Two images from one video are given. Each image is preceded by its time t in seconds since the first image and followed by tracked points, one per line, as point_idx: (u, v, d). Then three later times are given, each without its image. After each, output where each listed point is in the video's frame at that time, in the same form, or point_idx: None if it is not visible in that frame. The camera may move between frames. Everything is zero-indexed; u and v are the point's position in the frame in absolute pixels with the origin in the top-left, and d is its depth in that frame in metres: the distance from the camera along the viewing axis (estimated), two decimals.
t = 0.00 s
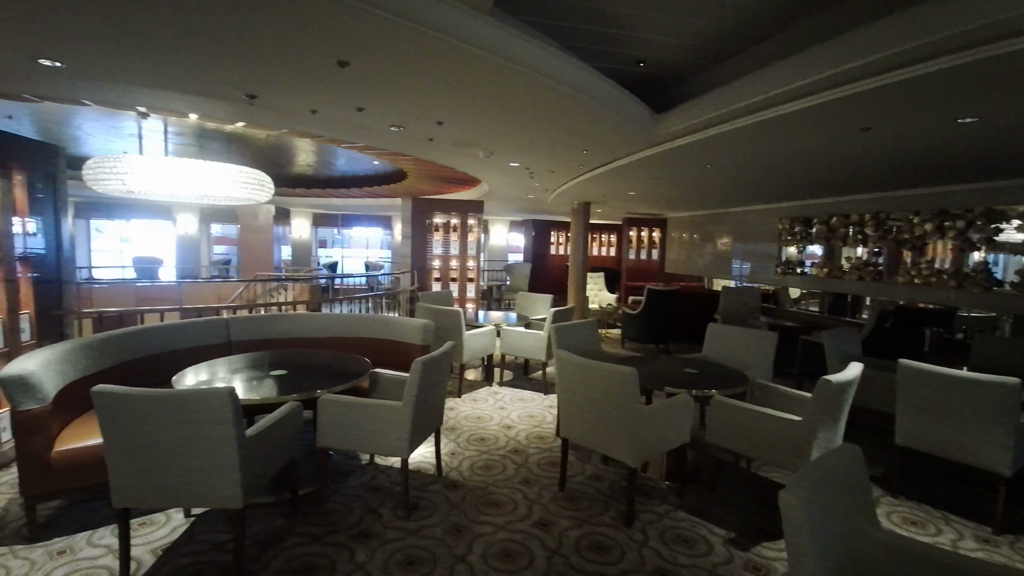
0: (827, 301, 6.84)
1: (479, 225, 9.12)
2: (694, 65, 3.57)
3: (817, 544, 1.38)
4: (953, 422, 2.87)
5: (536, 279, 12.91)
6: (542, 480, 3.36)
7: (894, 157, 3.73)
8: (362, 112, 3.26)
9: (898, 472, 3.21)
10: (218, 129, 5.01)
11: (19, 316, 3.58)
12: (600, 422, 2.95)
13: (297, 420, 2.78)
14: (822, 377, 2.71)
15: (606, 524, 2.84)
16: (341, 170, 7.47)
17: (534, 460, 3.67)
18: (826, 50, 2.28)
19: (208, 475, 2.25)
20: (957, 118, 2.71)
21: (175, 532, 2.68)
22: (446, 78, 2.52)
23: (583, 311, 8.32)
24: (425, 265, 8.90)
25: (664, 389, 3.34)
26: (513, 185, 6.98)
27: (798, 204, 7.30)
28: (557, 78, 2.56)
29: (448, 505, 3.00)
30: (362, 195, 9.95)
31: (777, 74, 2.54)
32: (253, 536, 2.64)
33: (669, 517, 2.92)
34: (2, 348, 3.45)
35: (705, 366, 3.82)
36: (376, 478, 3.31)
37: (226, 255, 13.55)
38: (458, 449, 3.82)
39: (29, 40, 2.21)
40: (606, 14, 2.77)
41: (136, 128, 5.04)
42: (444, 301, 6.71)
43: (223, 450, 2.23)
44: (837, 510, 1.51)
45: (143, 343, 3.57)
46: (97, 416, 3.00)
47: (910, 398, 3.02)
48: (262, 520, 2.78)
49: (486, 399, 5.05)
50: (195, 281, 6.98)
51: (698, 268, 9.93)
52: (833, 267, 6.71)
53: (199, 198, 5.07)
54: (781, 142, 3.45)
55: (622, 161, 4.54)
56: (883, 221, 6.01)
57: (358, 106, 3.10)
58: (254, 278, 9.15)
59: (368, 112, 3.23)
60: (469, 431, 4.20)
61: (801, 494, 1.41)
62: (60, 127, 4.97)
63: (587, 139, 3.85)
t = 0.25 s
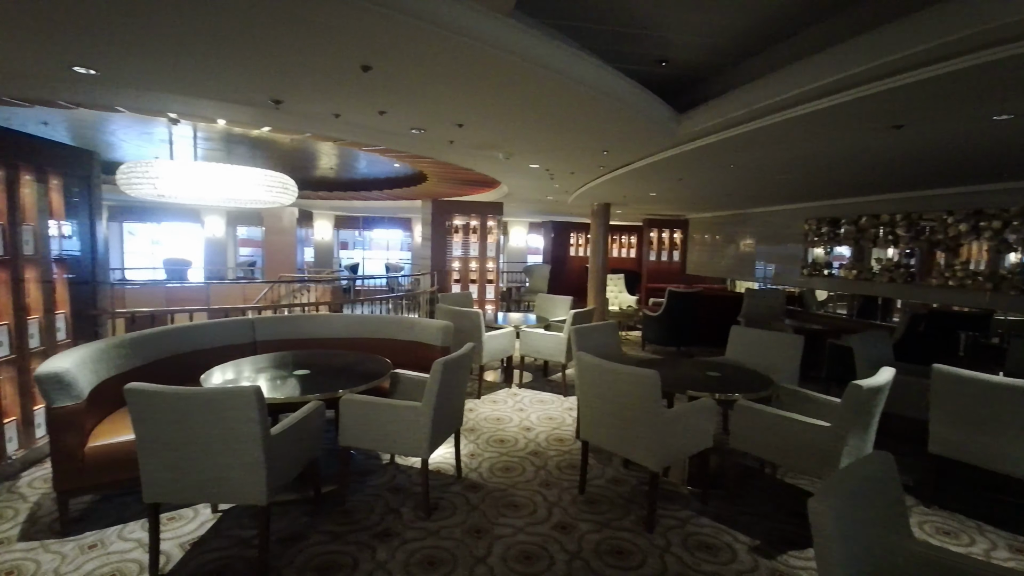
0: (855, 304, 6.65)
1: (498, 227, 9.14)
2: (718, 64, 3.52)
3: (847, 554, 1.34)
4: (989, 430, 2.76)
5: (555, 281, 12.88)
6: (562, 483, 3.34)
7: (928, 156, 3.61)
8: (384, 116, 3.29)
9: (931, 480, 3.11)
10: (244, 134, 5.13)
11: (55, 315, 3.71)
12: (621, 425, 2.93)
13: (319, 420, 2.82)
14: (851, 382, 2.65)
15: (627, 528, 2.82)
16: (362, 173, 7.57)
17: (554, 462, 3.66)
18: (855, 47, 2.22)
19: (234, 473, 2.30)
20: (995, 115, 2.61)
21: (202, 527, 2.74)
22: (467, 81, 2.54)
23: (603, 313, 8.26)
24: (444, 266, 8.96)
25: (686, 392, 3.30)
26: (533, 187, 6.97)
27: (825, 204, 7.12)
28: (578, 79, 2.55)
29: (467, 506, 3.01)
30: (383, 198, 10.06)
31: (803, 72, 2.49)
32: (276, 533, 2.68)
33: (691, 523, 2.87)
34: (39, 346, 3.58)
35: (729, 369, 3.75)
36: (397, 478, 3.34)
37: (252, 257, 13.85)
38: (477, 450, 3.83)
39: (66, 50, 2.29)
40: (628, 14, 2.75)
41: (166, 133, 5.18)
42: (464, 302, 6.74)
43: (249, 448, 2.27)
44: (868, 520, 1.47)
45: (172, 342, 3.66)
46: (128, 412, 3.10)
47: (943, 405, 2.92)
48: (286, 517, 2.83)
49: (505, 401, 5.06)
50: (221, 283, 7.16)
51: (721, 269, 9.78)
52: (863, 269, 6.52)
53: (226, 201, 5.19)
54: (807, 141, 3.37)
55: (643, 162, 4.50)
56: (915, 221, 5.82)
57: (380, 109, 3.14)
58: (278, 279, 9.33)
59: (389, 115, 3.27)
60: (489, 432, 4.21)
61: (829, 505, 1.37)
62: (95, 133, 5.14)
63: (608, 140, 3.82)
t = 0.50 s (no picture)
0: (893, 307, 6.41)
1: (522, 229, 9.15)
2: (747, 62, 3.44)
3: (887, 568, 1.28)
4: None
5: (579, 283, 12.83)
6: (587, 487, 3.31)
7: (971, 152, 3.46)
8: (409, 120, 3.34)
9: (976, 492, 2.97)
10: (275, 140, 5.26)
11: (98, 317, 3.87)
12: (648, 430, 2.88)
13: (347, 420, 2.86)
14: (891, 388, 2.55)
15: (653, 534, 2.77)
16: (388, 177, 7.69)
17: (578, 466, 3.63)
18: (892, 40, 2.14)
19: (266, 471, 2.35)
20: None
21: (235, 523, 2.82)
22: (492, 84, 2.55)
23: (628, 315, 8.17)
24: (469, 268, 9.01)
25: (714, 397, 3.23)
26: (557, 189, 6.95)
27: (861, 203, 6.88)
28: (603, 79, 2.53)
29: (492, 508, 3.01)
30: (409, 201, 10.19)
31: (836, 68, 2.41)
32: (305, 530, 2.74)
33: (720, 531, 2.81)
34: (83, 346, 3.74)
35: (759, 373, 3.66)
36: (422, 479, 3.37)
37: (282, 260, 14.22)
38: (502, 452, 3.83)
39: (108, 62, 2.39)
40: (654, 13, 2.72)
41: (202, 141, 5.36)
42: (488, 304, 6.77)
43: (280, 447, 2.33)
44: (909, 532, 1.41)
45: (207, 343, 3.78)
46: (166, 410, 3.21)
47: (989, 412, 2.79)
48: (315, 515, 2.89)
49: (529, 403, 5.05)
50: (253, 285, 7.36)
51: (750, 271, 9.57)
52: (903, 270, 6.28)
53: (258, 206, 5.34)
54: (841, 139, 3.27)
55: (670, 162, 4.43)
56: (957, 219, 5.56)
57: (406, 114, 3.18)
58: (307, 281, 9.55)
59: (415, 120, 3.31)
60: (513, 434, 4.21)
61: (866, 517, 1.32)
62: (134, 142, 5.35)
63: (633, 140, 3.78)
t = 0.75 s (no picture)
0: (925, 309, 6.17)
1: (542, 232, 9.14)
2: (772, 60, 3.38)
3: None
4: None
5: (600, 285, 12.75)
6: (609, 491, 3.28)
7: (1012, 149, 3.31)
8: (431, 124, 3.36)
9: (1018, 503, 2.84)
10: (300, 146, 5.38)
11: (132, 319, 4.01)
12: (671, 434, 2.84)
13: (370, 421, 2.90)
14: (926, 394, 2.46)
15: (677, 542, 2.72)
16: (409, 180, 7.77)
17: (600, 470, 3.60)
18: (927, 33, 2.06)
19: (291, 471, 2.39)
20: None
21: (261, 521, 2.88)
22: (514, 87, 2.54)
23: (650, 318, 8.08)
24: (489, 271, 9.04)
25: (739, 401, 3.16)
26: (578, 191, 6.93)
27: (893, 203, 6.66)
28: (625, 80, 2.51)
29: (513, 511, 3.00)
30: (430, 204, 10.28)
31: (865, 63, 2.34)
32: (329, 530, 2.78)
33: (746, 539, 2.74)
34: (118, 347, 3.87)
35: (786, 377, 3.58)
36: (443, 481, 3.38)
37: (306, 263, 14.49)
38: (522, 455, 3.82)
39: (142, 72, 2.48)
40: (677, 12, 2.69)
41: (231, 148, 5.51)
42: (509, 307, 6.78)
43: (304, 447, 2.37)
44: (948, 546, 1.35)
45: (235, 344, 3.87)
46: (196, 409, 3.30)
47: None
48: (338, 515, 2.92)
49: (550, 406, 5.03)
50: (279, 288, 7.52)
51: (777, 273, 9.37)
52: (938, 272, 6.03)
53: (284, 210, 5.46)
54: (871, 137, 3.18)
55: (693, 163, 4.37)
56: (994, 217, 5.30)
57: (427, 118, 3.21)
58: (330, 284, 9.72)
59: (437, 124, 3.33)
60: (534, 437, 4.20)
61: (901, 529, 1.27)
62: (166, 149, 5.52)
63: (655, 142, 3.74)
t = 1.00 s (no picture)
0: (962, 312, 5.81)
1: (563, 233, 9.11)
2: (799, 57, 3.30)
3: None
4: None
5: (621, 286, 12.65)
6: (630, 495, 3.24)
7: None
8: (452, 127, 3.39)
9: None
10: (324, 150, 5.48)
11: (164, 319, 4.14)
12: (693, 438, 2.79)
13: (391, 421, 2.93)
14: (962, 400, 2.36)
15: (700, 548, 2.68)
16: (430, 182, 7.84)
17: (621, 473, 3.56)
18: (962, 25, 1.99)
19: (315, 469, 2.44)
20: None
21: (286, 517, 2.93)
22: (534, 88, 2.54)
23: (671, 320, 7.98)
24: (509, 272, 9.06)
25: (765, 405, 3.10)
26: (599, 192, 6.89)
27: (926, 202, 6.44)
28: (646, 79, 2.48)
29: (533, 513, 2.99)
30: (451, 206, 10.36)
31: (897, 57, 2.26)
32: (351, 528, 2.81)
33: (772, 547, 2.68)
34: (150, 346, 4.00)
35: (814, 381, 3.49)
36: (463, 481, 3.39)
37: (329, 265, 14.75)
38: (542, 457, 3.81)
39: (174, 80, 2.55)
40: (699, 9, 2.65)
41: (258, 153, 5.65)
42: (529, 308, 6.77)
43: (327, 445, 2.40)
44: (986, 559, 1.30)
45: (260, 344, 3.95)
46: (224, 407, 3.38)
47: None
48: (360, 513, 2.96)
49: (570, 408, 5.01)
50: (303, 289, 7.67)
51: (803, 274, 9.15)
52: (974, 273, 5.73)
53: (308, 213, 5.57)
54: (903, 134, 3.08)
55: (716, 163, 4.30)
56: None
57: (448, 121, 3.23)
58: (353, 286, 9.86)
59: (458, 126, 3.35)
60: (554, 439, 4.18)
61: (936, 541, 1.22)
62: (196, 155, 5.69)
63: (678, 141, 3.70)
